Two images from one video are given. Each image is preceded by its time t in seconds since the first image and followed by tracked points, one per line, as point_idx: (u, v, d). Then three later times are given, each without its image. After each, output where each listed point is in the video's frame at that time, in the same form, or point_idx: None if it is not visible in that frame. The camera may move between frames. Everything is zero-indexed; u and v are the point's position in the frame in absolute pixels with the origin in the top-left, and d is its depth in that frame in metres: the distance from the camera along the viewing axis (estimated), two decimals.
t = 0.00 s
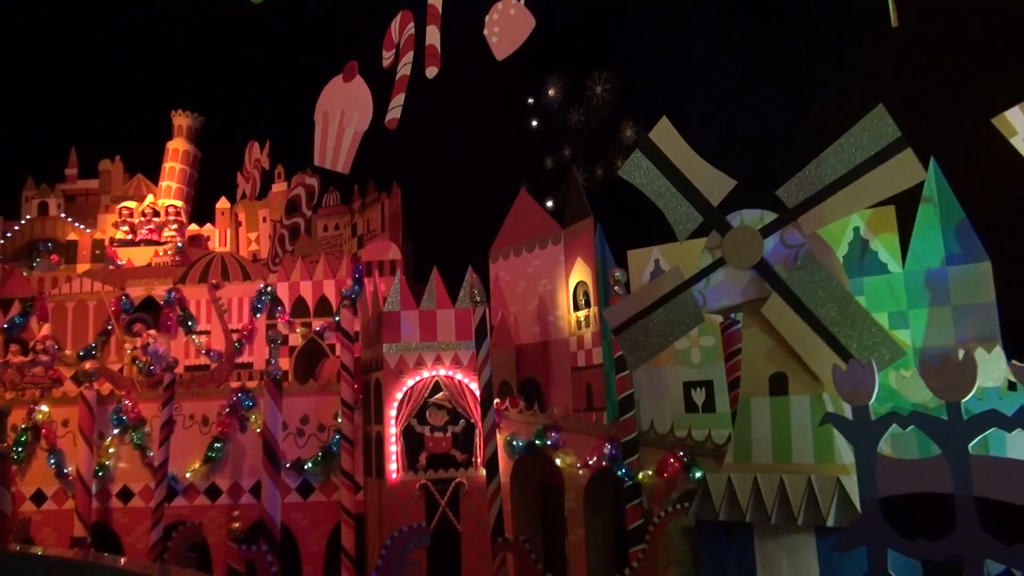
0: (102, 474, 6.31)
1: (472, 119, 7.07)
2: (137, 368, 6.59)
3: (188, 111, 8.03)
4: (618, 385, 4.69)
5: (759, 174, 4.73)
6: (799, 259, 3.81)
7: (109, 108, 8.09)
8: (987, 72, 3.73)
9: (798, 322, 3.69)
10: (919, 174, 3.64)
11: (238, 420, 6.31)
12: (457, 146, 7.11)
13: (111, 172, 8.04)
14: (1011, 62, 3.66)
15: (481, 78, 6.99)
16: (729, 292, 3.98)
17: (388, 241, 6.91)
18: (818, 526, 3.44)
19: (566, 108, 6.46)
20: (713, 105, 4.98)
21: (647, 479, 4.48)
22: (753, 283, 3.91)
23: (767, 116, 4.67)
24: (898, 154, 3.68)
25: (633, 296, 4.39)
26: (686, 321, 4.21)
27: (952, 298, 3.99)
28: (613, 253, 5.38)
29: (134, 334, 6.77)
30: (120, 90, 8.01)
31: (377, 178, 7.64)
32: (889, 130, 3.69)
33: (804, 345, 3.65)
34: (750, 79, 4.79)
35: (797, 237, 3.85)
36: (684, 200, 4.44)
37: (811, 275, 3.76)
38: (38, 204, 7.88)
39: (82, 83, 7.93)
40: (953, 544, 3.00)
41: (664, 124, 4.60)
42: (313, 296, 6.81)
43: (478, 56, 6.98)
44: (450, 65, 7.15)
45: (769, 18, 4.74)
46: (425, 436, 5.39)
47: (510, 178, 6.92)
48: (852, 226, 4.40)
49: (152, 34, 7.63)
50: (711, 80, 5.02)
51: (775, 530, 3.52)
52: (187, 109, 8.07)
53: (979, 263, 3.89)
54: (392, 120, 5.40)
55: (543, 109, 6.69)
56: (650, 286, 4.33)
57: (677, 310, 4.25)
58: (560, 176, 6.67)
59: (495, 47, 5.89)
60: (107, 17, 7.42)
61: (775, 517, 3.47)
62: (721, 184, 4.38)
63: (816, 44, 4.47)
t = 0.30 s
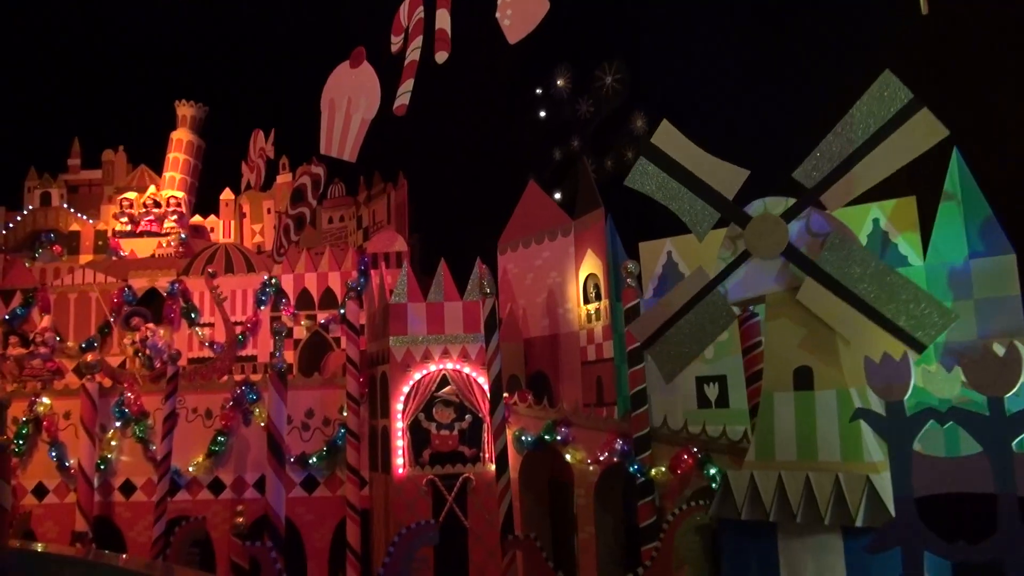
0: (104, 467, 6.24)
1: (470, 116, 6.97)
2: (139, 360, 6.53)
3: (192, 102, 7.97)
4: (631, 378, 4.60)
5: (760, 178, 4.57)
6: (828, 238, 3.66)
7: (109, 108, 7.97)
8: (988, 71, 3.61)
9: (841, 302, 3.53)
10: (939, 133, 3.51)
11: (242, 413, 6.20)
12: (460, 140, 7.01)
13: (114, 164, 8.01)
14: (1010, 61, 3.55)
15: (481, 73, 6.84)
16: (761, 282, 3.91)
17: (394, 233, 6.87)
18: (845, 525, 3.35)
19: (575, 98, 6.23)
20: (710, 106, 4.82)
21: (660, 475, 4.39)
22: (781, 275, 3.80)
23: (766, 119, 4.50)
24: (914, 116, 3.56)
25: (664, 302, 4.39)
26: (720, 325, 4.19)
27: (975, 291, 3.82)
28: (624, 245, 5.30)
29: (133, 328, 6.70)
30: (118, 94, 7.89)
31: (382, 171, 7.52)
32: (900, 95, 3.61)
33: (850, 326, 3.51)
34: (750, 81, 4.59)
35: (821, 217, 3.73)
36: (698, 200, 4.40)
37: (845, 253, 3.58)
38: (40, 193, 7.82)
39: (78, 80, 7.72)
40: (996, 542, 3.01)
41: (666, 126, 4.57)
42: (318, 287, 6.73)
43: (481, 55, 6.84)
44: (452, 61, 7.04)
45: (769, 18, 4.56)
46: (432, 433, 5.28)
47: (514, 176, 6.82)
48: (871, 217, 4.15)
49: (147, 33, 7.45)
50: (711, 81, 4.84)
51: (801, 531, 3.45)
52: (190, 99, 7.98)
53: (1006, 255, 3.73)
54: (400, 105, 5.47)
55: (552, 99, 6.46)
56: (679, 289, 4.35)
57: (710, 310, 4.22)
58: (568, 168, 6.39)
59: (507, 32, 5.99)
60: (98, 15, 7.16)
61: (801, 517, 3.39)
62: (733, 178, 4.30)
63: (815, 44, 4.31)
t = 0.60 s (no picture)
0: (106, 466, 6.15)
1: (473, 115, 6.94)
2: (142, 357, 6.37)
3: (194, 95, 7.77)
4: (644, 375, 4.51)
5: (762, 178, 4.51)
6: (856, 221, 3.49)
7: (111, 106, 7.96)
8: (988, 67, 3.56)
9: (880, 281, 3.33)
10: (955, 94, 3.31)
11: (246, 411, 6.10)
12: (465, 136, 6.96)
13: (117, 158, 7.86)
14: (1010, 57, 3.50)
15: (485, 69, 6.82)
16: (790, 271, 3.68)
17: (400, 228, 6.76)
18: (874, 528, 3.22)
19: (583, 91, 6.04)
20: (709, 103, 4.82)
21: (674, 474, 4.29)
22: (815, 261, 3.58)
23: (768, 118, 4.50)
24: (925, 81, 3.38)
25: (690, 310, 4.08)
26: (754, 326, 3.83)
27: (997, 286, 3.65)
28: (636, 241, 5.22)
29: (140, 321, 6.55)
30: (121, 88, 7.88)
31: (387, 165, 7.42)
32: (906, 63, 3.44)
33: (891, 304, 3.32)
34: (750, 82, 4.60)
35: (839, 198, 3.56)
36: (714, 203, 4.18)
37: (878, 230, 3.37)
38: (42, 188, 7.73)
39: (84, 71, 7.77)
40: None
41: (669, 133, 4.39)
42: (322, 284, 6.61)
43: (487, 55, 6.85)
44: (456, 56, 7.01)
45: (771, 19, 4.55)
46: (439, 430, 5.19)
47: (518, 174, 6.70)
48: (889, 211, 3.95)
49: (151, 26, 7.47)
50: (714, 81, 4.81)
51: (829, 536, 3.30)
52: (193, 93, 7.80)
53: None
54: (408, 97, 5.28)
55: (559, 92, 6.32)
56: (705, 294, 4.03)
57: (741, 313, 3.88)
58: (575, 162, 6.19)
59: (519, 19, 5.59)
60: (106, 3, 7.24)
61: (829, 519, 3.25)
62: (747, 172, 4.10)
63: (820, 41, 4.31)
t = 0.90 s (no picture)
0: (100, 473, 6.02)
1: (472, 118, 6.84)
2: (137, 361, 6.25)
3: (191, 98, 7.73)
4: (651, 380, 4.42)
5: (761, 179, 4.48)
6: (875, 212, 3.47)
7: (107, 108, 7.85)
8: (984, 67, 3.54)
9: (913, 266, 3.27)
10: (961, 67, 3.28)
11: (243, 417, 5.99)
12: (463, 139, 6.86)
13: (112, 160, 7.75)
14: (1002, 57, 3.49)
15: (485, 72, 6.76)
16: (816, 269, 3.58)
17: (399, 231, 6.62)
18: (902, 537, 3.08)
19: (584, 92, 5.97)
20: (707, 104, 4.79)
21: (683, 481, 4.18)
22: (843, 256, 3.49)
23: (768, 119, 4.45)
24: (927, 60, 3.34)
25: (720, 320, 3.82)
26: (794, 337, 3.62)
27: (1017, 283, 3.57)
28: (641, 243, 5.10)
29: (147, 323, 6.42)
30: (118, 89, 7.76)
31: (386, 166, 7.31)
32: (906, 43, 3.39)
33: (929, 289, 3.24)
34: (748, 84, 4.56)
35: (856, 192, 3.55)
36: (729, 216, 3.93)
37: (903, 215, 3.30)
38: (36, 191, 7.63)
39: (80, 72, 7.62)
40: None
41: (669, 151, 4.28)
42: (320, 287, 6.51)
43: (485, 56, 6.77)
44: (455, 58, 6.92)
45: (772, 20, 4.49)
46: (441, 435, 5.09)
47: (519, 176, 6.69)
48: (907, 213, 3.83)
49: (148, 26, 7.36)
50: (715, 82, 4.74)
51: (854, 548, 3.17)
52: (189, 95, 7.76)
53: None
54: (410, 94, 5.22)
55: (560, 94, 6.25)
56: (736, 303, 3.78)
57: (778, 323, 3.65)
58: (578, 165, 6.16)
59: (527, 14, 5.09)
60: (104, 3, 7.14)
61: (854, 530, 3.12)
62: (756, 178, 4.04)
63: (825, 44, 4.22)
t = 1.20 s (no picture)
0: (97, 476, 5.91)
1: (474, 112, 6.75)
2: (136, 362, 6.16)
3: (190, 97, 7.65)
4: (661, 381, 4.31)
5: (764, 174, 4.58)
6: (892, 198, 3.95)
7: (105, 107, 7.74)
8: (989, 55, 3.63)
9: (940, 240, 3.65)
10: (963, 39, 3.59)
11: (243, 419, 5.88)
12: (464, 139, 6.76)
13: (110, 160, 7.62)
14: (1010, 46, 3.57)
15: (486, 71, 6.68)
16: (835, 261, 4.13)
17: (400, 230, 6.51)
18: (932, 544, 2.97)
19: (588, 90, 6.02)
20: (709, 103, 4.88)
21: (695, 485, 4.09)
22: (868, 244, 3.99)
23: (770, 119, 4.58)
24: (930, 38, 3.65)
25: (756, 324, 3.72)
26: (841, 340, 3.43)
27: None
28: (648, 241, 5.01)
29: (153, 323, 6.22)
30: (118, 89, 7.68)
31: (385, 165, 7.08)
32: (906, 27, 3.60)
33: (954, 256, 3.66)
34: (750, 83, 4.70)
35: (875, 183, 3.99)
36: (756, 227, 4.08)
37: (923, 196, 3.64)
38: (33, 191, 7.46)
39: (80, 72, 7.57)
40: None
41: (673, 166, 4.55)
42: (320, 288, 6.40)
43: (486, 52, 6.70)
44: (455, 57, 6.82)
45: (773, 21, 4.66)
46: (445, 436, 4.98)
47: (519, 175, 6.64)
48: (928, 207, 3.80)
49: (149, 26, 7.33)
50: (718, 81, 4.85)
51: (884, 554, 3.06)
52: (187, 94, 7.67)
53: None
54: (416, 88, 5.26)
55: (563, 92, 6.30)
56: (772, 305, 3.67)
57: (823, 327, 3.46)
58: (580, 163, 6.25)
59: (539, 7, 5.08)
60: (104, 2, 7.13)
61: (884, 535, 3.01)
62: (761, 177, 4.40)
63: (826, 43, 4.39)
